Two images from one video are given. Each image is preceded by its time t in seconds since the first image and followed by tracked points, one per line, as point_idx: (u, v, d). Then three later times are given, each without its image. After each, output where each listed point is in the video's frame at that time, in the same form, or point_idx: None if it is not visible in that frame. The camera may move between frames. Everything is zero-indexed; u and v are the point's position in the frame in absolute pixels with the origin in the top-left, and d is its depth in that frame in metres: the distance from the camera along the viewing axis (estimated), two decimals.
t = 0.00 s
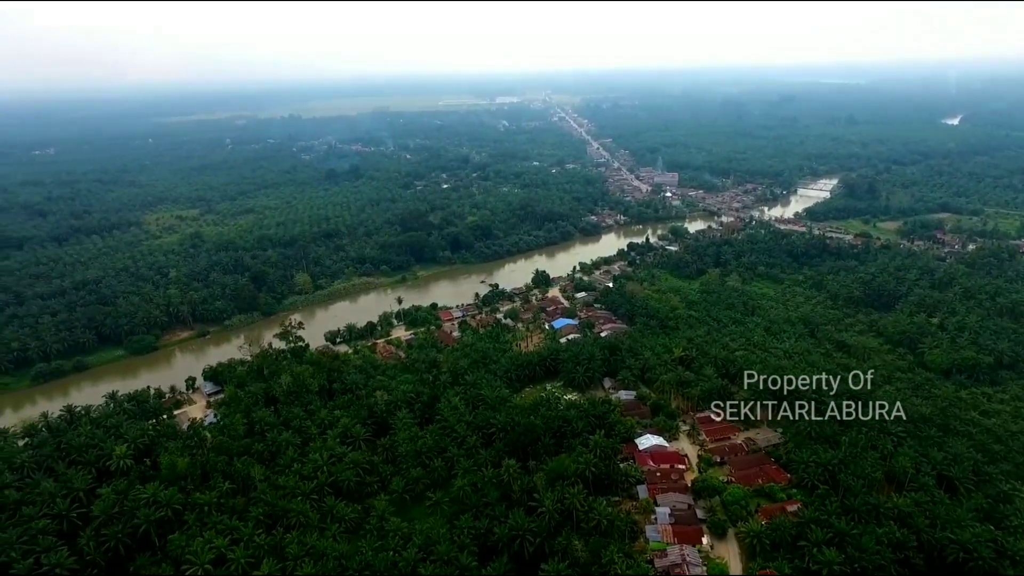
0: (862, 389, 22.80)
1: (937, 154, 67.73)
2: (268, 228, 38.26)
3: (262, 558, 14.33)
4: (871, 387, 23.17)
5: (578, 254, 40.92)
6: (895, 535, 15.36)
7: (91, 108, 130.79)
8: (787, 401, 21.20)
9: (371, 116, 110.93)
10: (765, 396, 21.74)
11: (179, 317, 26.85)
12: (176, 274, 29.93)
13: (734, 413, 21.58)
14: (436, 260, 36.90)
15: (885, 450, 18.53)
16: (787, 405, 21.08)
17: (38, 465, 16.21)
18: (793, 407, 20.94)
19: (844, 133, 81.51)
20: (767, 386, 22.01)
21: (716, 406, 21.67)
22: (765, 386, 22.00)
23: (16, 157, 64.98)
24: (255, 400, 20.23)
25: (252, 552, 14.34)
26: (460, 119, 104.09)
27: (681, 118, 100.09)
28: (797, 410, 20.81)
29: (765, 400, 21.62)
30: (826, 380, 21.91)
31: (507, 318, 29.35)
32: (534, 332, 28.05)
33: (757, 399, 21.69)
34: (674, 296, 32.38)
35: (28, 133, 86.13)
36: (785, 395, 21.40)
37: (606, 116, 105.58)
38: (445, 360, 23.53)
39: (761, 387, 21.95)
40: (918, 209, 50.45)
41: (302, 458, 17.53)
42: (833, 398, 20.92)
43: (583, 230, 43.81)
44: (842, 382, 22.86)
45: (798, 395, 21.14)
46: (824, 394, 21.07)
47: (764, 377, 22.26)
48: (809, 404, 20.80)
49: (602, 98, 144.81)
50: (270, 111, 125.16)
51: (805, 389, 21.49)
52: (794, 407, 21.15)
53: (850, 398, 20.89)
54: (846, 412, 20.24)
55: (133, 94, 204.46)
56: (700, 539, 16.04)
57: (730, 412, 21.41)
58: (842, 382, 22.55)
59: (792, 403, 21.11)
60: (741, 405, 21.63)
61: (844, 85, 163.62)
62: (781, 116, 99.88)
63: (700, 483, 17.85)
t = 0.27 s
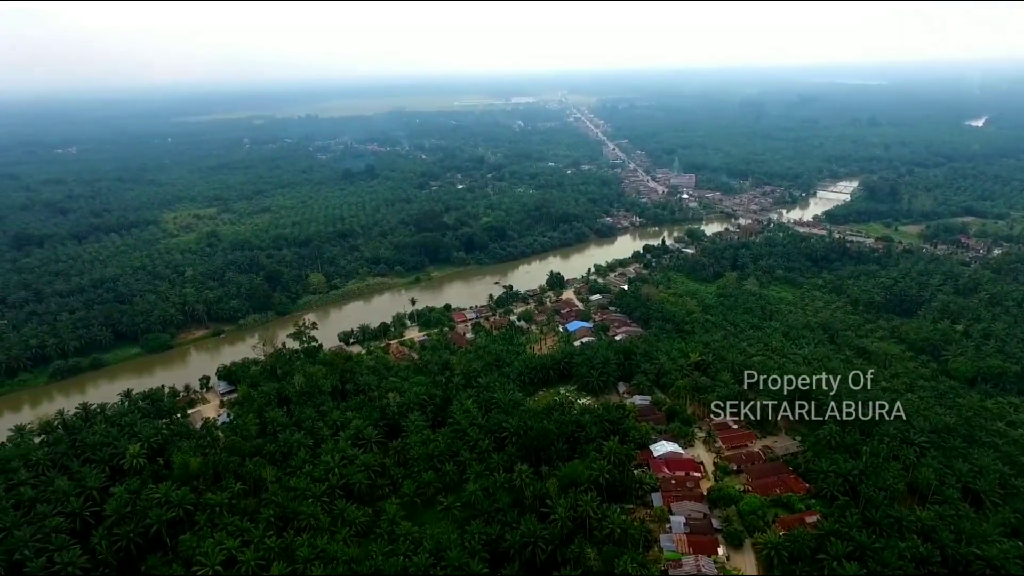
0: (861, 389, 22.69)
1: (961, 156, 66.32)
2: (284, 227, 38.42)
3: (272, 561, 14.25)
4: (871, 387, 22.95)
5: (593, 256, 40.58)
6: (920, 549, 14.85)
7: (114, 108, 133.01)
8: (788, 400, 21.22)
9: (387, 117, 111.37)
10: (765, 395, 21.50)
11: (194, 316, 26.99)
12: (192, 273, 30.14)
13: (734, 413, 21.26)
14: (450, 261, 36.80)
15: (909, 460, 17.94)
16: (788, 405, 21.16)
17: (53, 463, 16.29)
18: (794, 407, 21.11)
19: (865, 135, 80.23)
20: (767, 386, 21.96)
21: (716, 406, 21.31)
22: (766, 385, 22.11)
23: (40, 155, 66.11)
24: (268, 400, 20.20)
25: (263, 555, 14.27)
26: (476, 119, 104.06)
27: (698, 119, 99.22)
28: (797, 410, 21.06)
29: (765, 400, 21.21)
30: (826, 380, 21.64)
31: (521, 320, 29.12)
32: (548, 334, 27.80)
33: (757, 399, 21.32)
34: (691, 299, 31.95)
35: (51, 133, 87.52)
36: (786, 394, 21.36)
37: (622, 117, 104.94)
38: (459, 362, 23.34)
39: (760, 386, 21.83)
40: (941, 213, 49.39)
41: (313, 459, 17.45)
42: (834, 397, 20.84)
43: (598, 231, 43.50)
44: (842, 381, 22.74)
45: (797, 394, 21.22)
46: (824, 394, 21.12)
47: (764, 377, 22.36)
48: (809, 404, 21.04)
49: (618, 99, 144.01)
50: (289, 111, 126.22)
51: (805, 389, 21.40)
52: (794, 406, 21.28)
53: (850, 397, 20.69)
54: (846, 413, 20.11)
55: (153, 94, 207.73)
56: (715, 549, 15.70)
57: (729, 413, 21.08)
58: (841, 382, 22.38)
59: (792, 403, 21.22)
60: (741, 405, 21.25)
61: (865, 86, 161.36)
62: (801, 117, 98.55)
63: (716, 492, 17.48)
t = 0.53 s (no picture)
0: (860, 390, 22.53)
1: (977, 158, 65.34)
2: (293, 227, 38.43)
3: (277, 565, 14.12)
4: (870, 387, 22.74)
5: (603, 257, 40.30)
6: (939, 562, 14.47)
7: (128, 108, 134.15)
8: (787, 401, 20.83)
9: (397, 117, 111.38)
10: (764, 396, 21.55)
11: (203, 316, 26.98)
12: (201, 273, 30.18)
13: (734, 413, 21.33)
14: (459, 262, 36.66)
15: (926, 469, 17.53)
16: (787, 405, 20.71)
17: (60, 463, 16.25)
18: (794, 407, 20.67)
19: (879, 136, 79.28)
20: (767, 387, 22.30)
21: (716, 406, 21.41)
22: (765, 386, 22.26)
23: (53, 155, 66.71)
24: (275, 402, 20.11)
25: (268, 559, 14.14)
26: (485, 119, 103.93)
27: (709, 120, 98.52)
28: (797, 410, 20.67)
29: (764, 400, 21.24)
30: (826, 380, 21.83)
31: (530, 322, 28.90)
32: (557, 337, 27.57)
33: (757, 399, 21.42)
34: (701, 302, 31.60)
35: (65, 132, 88.28)
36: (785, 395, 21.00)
37: (632, 118, 104.38)
38: (467, 364, 23.13)
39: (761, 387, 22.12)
40: (957, 216, 48.61)
41: (320, 462, 17.32)
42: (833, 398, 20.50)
43: (608, 233, 43.21)
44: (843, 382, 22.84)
45: (797, 394, 21.08)
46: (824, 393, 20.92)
47: (764, 378, 22.63)
48: (809, 404, 20.80)
49: (628, 99, 143.30)
50: (300, 111, 126.70)
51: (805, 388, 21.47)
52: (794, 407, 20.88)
53: (851, 397, 20.53)
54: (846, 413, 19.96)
55: (166, 94, 209.48)
56: (726, 558, 15.42)
57: (729, 413, 21.18)
58: (841, 382, 22.54)
59: (792, 403, 20.79)
60: (741, 406, 21.30)
61: (878, 87, 159.73)
62: (813, 118, 97.59)
63: (727, 499, 17.19)
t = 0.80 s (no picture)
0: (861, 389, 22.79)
1: (991, 160, 64.41)
2: (300, 227, 38.40)
3: (281, 570, 13.96)
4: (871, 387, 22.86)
5: (611, 259, 40.03)
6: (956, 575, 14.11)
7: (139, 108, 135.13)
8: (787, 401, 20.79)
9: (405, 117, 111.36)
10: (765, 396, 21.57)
11: (210, 317, 26.95)
12: (209, 273, 30.17)
13: (734, 413, 21.15)
14: (467, 263, 36.50)
15: (942, 478, 17.15)
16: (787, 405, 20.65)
17: (66, 464, 16.16)
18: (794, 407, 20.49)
19: (890, 137, 78.40)
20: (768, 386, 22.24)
21: (716, 406, 21.28)
22: (766, 386, 22.25)
23: (65, 154, 67.21)
24: (281, 403, 20.01)
25: (272, 563, 13.99)
26: (493, 120, 103.76)
27: (719, 121, 97.86)
28: (797, 410, 20.54)
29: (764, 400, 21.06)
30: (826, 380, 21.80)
31: (537, 324, 28.67)
32: (564, 339, 27.35)
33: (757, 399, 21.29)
34: (711, 305, 31.27)
35: (76, 132, 88.93)
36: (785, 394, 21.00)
37: (641, 118, 103.89)
38: (473, 367, 22.93)
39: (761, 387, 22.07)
40: (972, 219, 47.90)
41: (326, 465, 17.19)
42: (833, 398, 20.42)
43: (616, 234, 42.91)
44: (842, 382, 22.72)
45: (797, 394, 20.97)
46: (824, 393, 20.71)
47: (765, 377, 22.46)
48: (810, 404, 20.59)
49: (637, 100, 142.69)
50: (309, 111, 127.12)
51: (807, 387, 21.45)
52: (794, 406, 20.83)
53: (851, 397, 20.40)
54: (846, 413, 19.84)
55: (177, 94, 210.92)
56: (737, 568, 15.15)
57: (729, 412, 21.03)
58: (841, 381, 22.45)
59: (792, 403, 20.72)
60: (741, 406, 21.15)
61: (890, 88, 158.23)
62: (824, 119, 96.76)
63: (738, 507, 16.90)
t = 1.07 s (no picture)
0: (861, 389, 22.53)
1: (1007, 162, 63.52)
2: (309, 227, 38.38)
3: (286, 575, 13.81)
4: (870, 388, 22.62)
5: (620, 261, 39.73)
6: None
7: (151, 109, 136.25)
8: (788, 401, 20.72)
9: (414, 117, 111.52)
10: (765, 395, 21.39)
11: (218, 317, 26.91)
12: (217, 273, 30.17)
13: (734, 413, 21.01)
14: (475, 264, 36.34)
15: (959, 488, 16.75)
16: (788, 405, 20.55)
17: (71, 465, 16.05)
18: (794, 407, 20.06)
19: (903, 139, 77.58)
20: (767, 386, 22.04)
21: (716, 406, 21.13)
22: (765, 385, 21.82)
23: (77, 154, 67.75)
24: (287, 405, 19.88)
25: (276, 568, 13.84)
26: (502, 120, 103.71)
27: (729, 121, 97.25)
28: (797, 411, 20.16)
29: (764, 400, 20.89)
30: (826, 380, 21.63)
31: (545, 327, 28.41)
32: (572, 342, 27.11)
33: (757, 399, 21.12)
34: (721, 308, 30.91)
35: (89, 132, 89.74)
36: (785, 395, 21.05)
37: (650, 119, 103.52)
38: (481, 369, 22.70)
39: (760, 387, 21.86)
40: (987, 221, 47.20)
41: (331, 468, 17.03)
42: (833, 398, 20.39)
43: (625, 236, 42.59)
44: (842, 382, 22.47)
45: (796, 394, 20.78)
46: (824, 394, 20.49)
47: (764, 377, 22.11)
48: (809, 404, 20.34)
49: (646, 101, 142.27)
50: (319, 111, 127.68)
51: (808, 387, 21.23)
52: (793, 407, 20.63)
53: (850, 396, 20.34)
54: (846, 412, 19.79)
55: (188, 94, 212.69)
56: None
57: (730, 412, 20.90)
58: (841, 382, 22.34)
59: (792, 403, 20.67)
60: (741, 405, 21.01)
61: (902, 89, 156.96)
62: (836, 121, 95.96)
63: (749, 515, 16.61)
